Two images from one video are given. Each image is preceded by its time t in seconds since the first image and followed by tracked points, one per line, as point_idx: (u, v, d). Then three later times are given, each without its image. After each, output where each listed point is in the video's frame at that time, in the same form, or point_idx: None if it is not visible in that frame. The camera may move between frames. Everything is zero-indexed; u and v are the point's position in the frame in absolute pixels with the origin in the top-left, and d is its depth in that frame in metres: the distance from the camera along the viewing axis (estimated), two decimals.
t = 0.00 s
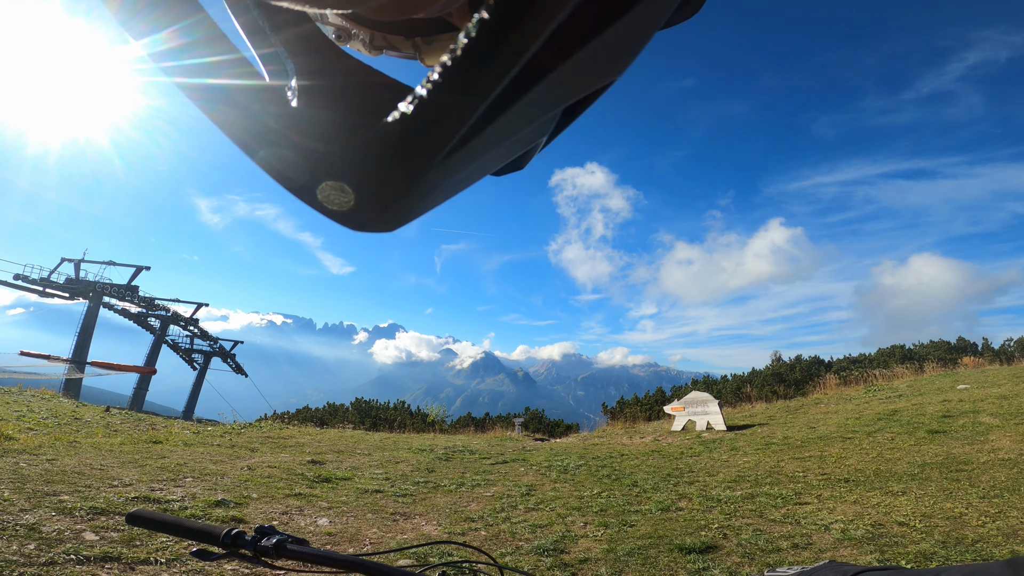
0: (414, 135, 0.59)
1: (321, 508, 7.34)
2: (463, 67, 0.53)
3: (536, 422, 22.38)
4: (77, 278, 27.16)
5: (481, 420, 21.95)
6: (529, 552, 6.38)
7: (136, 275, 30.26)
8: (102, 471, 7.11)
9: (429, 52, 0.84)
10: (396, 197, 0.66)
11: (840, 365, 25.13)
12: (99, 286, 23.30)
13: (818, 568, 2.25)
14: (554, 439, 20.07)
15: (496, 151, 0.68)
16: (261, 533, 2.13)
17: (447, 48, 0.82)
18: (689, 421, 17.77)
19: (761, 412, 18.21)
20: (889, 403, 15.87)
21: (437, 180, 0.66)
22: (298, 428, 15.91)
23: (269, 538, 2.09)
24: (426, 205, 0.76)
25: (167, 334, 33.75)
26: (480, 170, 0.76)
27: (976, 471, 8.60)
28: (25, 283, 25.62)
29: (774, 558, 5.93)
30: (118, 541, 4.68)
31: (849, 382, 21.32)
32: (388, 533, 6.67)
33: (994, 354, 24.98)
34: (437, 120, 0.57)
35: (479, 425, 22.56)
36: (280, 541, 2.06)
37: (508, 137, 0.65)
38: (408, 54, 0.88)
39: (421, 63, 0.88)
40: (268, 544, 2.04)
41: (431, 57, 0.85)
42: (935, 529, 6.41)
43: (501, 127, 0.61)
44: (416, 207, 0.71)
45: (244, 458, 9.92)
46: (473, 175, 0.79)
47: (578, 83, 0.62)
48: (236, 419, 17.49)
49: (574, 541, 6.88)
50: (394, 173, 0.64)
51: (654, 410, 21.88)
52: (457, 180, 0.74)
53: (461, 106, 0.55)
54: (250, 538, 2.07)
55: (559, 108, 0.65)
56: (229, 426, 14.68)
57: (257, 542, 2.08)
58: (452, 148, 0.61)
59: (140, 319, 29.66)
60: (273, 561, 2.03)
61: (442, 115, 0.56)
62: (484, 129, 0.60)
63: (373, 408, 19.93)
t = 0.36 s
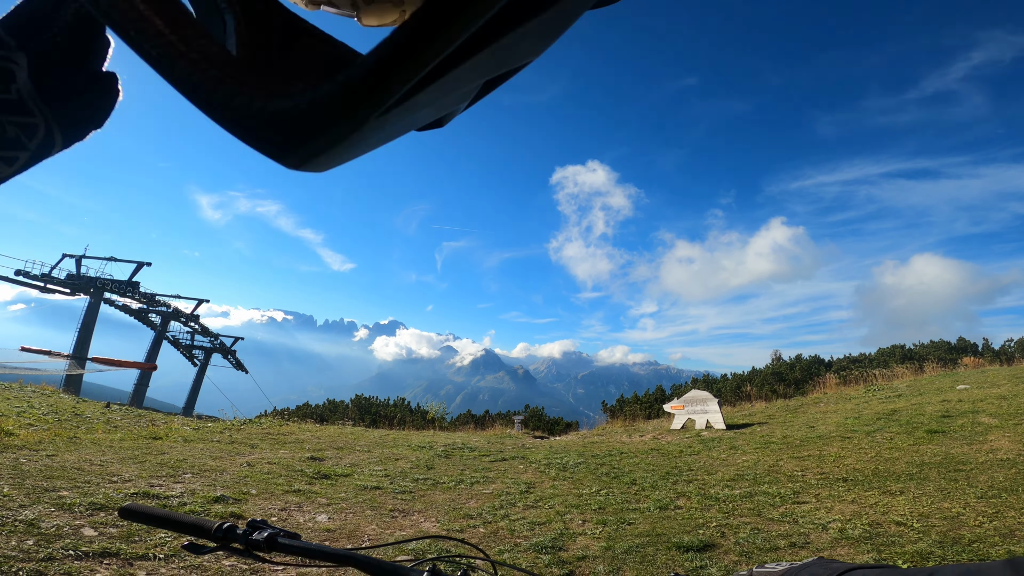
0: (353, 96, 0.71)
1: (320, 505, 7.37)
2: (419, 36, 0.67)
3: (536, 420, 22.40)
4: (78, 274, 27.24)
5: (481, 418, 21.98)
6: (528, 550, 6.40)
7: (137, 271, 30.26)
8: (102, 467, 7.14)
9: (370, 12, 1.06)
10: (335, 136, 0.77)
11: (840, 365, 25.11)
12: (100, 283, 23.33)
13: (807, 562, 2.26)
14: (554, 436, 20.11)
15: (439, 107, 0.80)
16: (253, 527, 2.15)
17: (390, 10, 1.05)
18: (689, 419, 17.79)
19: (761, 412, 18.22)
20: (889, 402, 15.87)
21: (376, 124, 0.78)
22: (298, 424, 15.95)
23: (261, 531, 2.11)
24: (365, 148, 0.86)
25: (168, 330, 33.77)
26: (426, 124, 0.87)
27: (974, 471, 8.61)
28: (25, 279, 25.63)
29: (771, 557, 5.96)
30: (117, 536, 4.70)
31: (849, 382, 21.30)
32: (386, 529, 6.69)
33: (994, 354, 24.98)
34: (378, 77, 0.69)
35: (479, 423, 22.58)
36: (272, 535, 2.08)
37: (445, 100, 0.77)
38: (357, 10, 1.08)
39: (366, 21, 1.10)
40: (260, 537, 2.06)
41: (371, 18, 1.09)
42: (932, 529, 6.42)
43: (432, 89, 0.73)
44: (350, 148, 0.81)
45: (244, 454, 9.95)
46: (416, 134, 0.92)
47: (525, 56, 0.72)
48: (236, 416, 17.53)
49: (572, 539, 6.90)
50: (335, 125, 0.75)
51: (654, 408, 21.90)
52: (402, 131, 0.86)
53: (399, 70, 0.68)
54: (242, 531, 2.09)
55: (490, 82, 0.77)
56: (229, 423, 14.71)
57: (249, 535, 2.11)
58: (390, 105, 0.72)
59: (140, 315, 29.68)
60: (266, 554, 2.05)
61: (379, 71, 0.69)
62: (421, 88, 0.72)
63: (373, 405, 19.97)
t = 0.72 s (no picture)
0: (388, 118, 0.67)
1: (316, 501, 7.33)
2: (451, 65, 0.60)
3: (534, 417, 22.40)
4: (77, 269, 27.22)
5: (479, 415, 21.97)
6: (525, 548, 6.37)
7: (136, 266, 30.20)
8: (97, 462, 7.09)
9: (400, 18, 0.84)
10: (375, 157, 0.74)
11: (839, 364, 25.12)
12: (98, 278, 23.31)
13: (818, 557, 2.21)
14: (552, 434, 20.12)
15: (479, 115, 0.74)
16: (237, 525, 2.09)
17: (417, 13, 0.82)
18: (687, 417, 17.79)
19: (759, 410, 18.21)
20: (887, 402, 15.86)
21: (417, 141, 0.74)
22: (295, 420, 15.93)
23: (245, 530, 2.05)
24: (413, 158, 0.83)
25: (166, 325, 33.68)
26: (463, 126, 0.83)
27: (972, 471, 8.59)
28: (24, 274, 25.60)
29: (769, 556, 5.93)
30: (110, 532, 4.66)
31: (847, 381, 21.30)
32: (383, 527, 6.64)
33: (992, 354, 25.00)
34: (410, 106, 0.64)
35: (477, 419, 22.58)
36: (256, 533, 2.03)
37: (486, 105, 0.72)
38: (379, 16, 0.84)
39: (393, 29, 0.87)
40: (244, 536, 2.01)
41: (399, 25, 0.86)
42: (930, 528, 6.39)
43: (470, 106, 0.68)
44: (399, 164, 0.80)
45: (241, 450, 9.90)
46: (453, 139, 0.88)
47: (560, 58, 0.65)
48: (234, 411, 17.50)
49: (570, 536, 6.87)
50: (372, 148, 0.72)
51: (652, 406, 21.91)
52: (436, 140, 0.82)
53: (434, 98, 0.63)
54: (225, 530, 2.02)
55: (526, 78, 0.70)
56: (226, 418, 14.67)
57: (232, 533, 2.05)
58: (432, 124, 0.68)
59: (139, 310, 29.62)
60: (251, 554, 2.00)
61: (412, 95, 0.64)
62: (456, 104, 0.66)
63: (371, 401, 19.94)
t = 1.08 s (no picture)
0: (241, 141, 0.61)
1: (312, 498, 7.27)
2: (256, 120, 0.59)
3: (532, 413, 22.38)
4: (74, 263, 27.09)
5: (477, 411, 21.96)
6: (522, 545, 6.32)
7: (133, 260, 30.04)
8: (91, 458, 7.00)
9: (279, 22, 0.64)
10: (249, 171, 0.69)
11: (836, 362, 25.17)
12: (96, 272, 23.19)
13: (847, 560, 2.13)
14: (550, 430, 20.10)
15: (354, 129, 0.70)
16: (230, 527, 2.02)
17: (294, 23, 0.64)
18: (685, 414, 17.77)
19: (757, 407, 18.22)
20: (884, 400, 15.88)
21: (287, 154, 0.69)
22: (293, 416, 15.86)
23: (237, 533, 1.98)
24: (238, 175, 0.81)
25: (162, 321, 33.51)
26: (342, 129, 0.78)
27: (971, 470, 8.57)
28: (20, 269, 25.41)
29: (769, 555, 5.88)
30: (102, 530, 4.58)
31: (844, 379, 21.33)
32: (379, 524, 6.58)
33: (988, 352, 25.05)
34: (259, 132, 0.58)
35: (475, 416, 22.55)
36: (249, 536, 1.95)
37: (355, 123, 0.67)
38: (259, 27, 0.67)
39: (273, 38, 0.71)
40: (236, 539, 1.93)
41: (278, 30, 0.66)
42: (929, 527, 6.35)
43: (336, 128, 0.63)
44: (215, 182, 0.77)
45: (237, 447, 9.82)
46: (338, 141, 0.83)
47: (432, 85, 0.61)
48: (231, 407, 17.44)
49: (567, 534, 6.82)
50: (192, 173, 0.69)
51: (650, 403, 21.91)
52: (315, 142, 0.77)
53: (281, 129, 0.57)
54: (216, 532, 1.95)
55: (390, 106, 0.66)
56: (223, 414, 14.60)
57: (224, 536, 1.97)
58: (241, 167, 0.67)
59: (136, 305, 29.47)
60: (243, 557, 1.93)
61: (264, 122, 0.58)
62: (314, 130, 0.61)
63: (369, 397, 19.88)
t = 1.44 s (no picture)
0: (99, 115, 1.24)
1: (310, 494, 7.30)
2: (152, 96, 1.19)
3: (531, 411, 22.35)
4: (70, 260, 26.85)
5: (476, 409, 21.95)
6: (519, 542, 6.34)
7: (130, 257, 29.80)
8: (88, 455, 7.00)
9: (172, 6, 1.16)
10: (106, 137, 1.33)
11: (835, 360, 25.19)
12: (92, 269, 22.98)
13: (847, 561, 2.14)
14: (549, 428, 20.10)
15: (171, 120, 1.35)
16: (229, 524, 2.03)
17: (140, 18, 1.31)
18: (683, 412, 17.78)
19: (755, 405, 18.25)
20: (883, 398, 15.90)
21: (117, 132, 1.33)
22: (291, 414, 15.84)
23: (236, 530, 1.99)
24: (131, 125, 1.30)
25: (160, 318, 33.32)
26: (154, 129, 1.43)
27: (966, 468, 8.61)
28: (16, 265, 25.16)
29: (765, 553, 5.90)
30: (99, 526, 4.59)
31: (843, 377, 21.38)
32: (376, 520, 6.61)
33: (987, 351, 25.09)
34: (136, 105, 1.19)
35: (474, 413, 22.54)
36: (247, 533, 1.96)
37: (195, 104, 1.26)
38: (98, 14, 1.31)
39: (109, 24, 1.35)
40: (234, 536, 1.95)
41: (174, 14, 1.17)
42: (924, 526, 6.38)
43: (155, 114, 1.28)
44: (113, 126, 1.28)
45: (234, 443, 9.84)
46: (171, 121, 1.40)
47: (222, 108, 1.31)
48: (230, 404, 17.39)
49: (564, 531, 6.85)
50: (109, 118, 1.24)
51: (649, 401, 21.92)
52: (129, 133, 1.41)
53: (120, 111, 1.22)
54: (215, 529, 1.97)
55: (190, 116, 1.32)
56: (221, 412, 14.57)
57: (223, 532, 1.99)
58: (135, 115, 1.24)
59: (133, 302, 29.29)
60: (240, 554, 1.94)
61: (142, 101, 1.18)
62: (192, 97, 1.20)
63: (368, 395, 19.85)
